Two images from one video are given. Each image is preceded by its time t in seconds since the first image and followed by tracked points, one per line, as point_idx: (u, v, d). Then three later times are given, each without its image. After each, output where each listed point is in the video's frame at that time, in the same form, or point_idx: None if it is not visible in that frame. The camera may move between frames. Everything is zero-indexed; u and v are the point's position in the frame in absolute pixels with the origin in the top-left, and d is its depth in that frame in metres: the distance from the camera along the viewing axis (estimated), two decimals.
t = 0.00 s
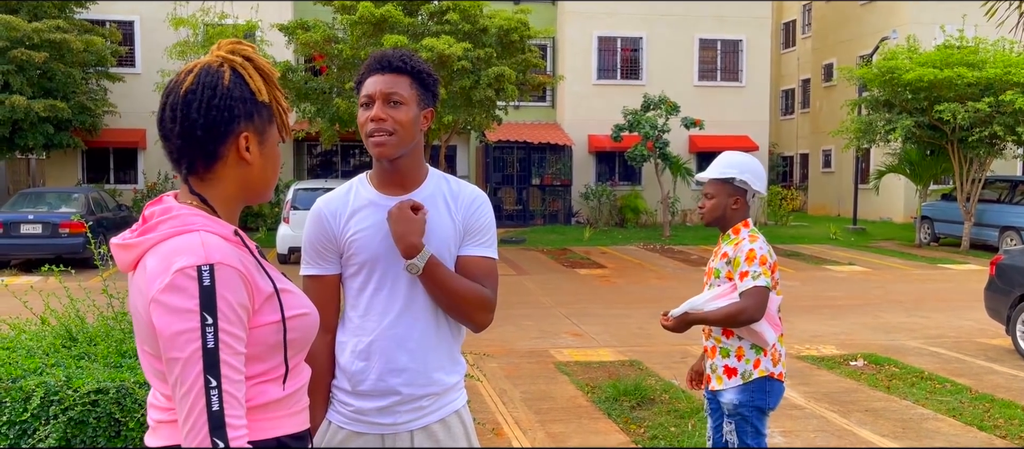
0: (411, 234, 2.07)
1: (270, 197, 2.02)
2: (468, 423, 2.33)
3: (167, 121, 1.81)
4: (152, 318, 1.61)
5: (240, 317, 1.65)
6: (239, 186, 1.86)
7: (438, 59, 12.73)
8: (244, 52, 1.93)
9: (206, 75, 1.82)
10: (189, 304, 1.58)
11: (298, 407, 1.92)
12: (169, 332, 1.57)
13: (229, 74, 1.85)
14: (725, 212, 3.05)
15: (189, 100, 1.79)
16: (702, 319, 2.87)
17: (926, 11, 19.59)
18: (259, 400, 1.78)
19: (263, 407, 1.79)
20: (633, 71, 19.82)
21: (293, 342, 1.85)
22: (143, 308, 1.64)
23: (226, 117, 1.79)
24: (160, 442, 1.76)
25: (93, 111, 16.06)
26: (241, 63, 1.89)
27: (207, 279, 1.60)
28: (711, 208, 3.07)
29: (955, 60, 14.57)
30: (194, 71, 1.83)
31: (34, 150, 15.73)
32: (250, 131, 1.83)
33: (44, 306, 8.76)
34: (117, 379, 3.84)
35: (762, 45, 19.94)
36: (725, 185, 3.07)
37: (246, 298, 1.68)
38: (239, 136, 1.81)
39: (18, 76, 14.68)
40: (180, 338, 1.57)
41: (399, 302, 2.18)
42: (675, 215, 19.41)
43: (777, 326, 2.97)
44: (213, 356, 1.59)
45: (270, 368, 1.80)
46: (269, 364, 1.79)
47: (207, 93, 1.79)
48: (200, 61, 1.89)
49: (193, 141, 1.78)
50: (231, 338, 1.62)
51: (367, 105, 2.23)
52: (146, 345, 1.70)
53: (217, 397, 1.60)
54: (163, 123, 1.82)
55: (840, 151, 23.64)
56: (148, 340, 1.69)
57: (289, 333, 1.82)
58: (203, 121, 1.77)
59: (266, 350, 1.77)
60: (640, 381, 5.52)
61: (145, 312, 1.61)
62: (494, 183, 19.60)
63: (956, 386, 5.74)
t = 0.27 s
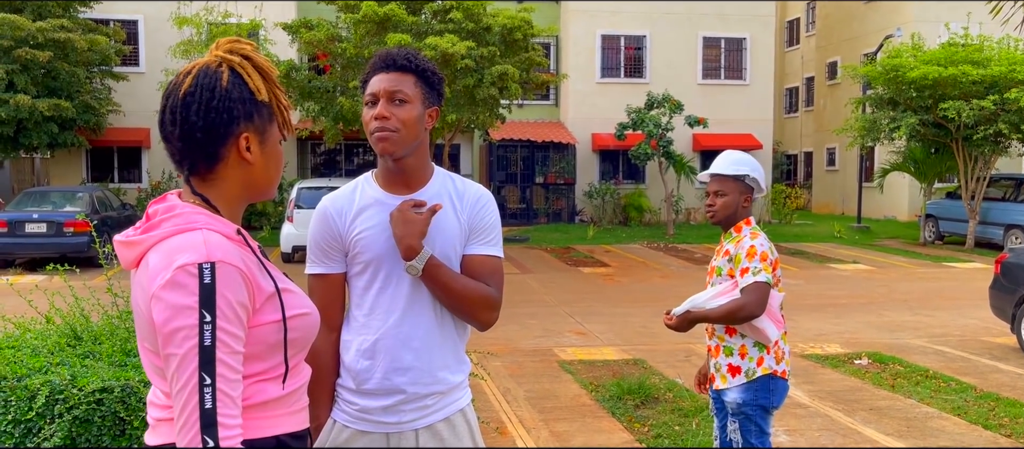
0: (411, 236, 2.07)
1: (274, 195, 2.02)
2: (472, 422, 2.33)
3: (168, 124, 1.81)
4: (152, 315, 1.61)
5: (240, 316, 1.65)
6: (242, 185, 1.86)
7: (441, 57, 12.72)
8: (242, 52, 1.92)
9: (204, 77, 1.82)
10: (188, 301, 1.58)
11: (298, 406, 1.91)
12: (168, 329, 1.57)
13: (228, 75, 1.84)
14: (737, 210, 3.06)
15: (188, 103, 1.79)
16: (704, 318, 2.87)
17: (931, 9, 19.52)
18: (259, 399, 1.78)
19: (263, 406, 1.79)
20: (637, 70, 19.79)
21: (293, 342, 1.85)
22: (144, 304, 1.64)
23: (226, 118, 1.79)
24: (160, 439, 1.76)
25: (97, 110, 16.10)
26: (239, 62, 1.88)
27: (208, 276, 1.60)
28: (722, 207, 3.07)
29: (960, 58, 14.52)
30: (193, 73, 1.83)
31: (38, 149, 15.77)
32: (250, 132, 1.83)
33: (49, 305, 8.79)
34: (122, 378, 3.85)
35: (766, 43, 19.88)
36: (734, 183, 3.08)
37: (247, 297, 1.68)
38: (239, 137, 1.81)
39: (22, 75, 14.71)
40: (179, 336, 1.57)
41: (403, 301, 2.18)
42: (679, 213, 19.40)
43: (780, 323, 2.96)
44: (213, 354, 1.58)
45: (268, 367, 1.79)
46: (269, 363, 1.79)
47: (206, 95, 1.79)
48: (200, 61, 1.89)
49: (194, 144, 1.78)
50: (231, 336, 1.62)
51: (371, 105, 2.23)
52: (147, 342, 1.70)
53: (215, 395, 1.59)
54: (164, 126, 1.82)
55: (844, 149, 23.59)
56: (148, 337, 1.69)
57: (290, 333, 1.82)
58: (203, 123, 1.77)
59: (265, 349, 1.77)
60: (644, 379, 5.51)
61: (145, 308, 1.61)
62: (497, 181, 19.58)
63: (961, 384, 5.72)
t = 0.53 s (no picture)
0: (419, 235, 2.07)
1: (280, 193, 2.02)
2: (477, 421, 2.33)
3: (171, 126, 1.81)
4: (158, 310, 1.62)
5: (245, 313, 1.65)
6: (247, 184, 1.87)
7: (445, 56, 12.72)
8: (243, 49, 1.91)
9: (206, 78, 1.82)
10: (195, 298, 1.58)
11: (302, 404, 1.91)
12: (174, 326, 1.57)
13: (229, 75, 1.84)
14: (741, 209, 3.05)
15: (190, 105, 1.78)
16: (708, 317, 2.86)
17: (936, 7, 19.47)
18: (262, 398, 1.78)
19: (266, 404, 1.79)
20: (641, 68, 19.77)
21: (297, 341, 1.85)
22: (149, 300, 1.64)
23: (229, 119, 1.79)
24: (162, 437, 1.76)
25: (103, 109, 16.16)
26: (240, 62, 1.87)
27: (215, 274, 1.61)
28: (727, 205, 3.06)
29: (965, 56, 14.48)
30: (194, 74, 1.82)
31: (44, 148, 15.83)
32: (254, 131, 1.83)
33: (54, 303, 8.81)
34: (128, 376, 3.86)
35: (771, 42, 19.84)
36: (739, 181, 3.07)
37: (252, 295, 1.68)
38: (243, 137, 1.81)
39: (28, 74, 14.74)
40: (186, 332, 1.57)
41: (409, 299, 2.18)
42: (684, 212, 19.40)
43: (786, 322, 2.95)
44: (218, 351, 1.59)
45: (271, 366, 1.79)
46: (272, 362, 1.79)
47: (208, 96, 1.78)
48: (201, 61, 1.88)
49: (199, 145, 1.78)
50: (236, 334, 1.62)
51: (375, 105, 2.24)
52: (151, 338, 1.69)
53: (219, 392, 1.60)
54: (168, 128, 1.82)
55: (849, 147, 23.54)
56: (153, 333, 1.69)
57: (293, 332, 1.82)
58: (206, 125, 1.77)
59: (269, 347, 1.77)
60: (648, 378, 5.51)
61: (151, 305, 1.61)
62: (501, 180, 19.59)
63: (967, 384, 5.70)
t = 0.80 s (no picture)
0: (428, 234, 2.07)
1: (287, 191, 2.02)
2: (482, 420, 2.33)
3: (175, 128, 1.81)
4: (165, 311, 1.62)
5: (253, 314, 1.66)
6: (254, 183, 1.87)
7: (450, 55, 12.73)
8: (244, 49, 1.91)
9: (208, 78, 1.81)
10: (203, 298, 1.58)
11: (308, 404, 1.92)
12: (182, 326, 1.57)
13: (231, 74, 1.83)
14: (745, 209, 3.04)
15: (194, 107, 1.79)
16: (712, 317, 2.86)
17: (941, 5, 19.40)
18: (269, 397, 1.79)
19: (272, 403, 1.79)
20: (646, 67, 19.74)
21: (303, 342, 1.86)
22: (157, 300, 1.64)
23: (233, 118, 1.79)
24: (167, 436, 1.76)
25: (108, 108, 16.22)
26: (242, 61, 1.87)
27: (223, 274, 1.61)
28: (731, 205, 3.06)
29: (971, 55, 14.43)
30: (197, 75, 1.82)
31: (50, 147, 15.89)
32: (259, 130, 1.84)
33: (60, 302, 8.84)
34: (133, 375, 3.87)
35: (775, 40, 19.80)
36: (743, 180, 3.07)
37: (260, 296, 1.68)
38: (248, 137, 1.81)
39: (34, 73, 14.75)
40: (194, 332, 1.57)
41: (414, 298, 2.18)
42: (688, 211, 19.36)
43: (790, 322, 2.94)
44: (226, 352, 1.59)
45: (277, 366, 1.80)
46: (279, 362, 1.80)
47: (211, 97, 1.79)
48: (202, 61, 1.88)
49: (204, 146, 1.78)
50: (244, 334, 1.63)
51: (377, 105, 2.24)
52: (158, 338, 1.70)
53: (227, 393, 1.60)
54: (172, 130, 1.82)
55: (854, 146, 23.47)
56: (159, 333, 1.69)
57: (300, 333, 1.83)
58: (211, 126, 1.77)
59: (276, 348, 1.77)
60: (653, 377, 5.51)
61: (158, 305, 1.62)
62: (506, 179, 19.60)
63: (972, 383, 5.69)
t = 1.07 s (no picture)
0: (435, 235, 2.07)
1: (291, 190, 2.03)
2: (487, 419, 2.33)
3: (181, 126, 1.81)
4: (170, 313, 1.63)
5: (257, 315, 1.66)
6: (259, 180, 1.88)
7: (454, 54, 12.73)
8: (247, 47, 1.92)
9: (212, 76, 1.82)
10: (207, 301, 1.59)
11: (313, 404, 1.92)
12: (187, 328, 1.58)
13: (235, 72, 1.84)
14: (749, 208, 3.04)
15: (199, 105, 1.79)
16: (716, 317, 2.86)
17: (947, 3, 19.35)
18: (275, 398, 1.79)
19: (278, 404, 1.80)
20: (650, 66, 19.73)
21: (309, 342, 1.86)
22: (162, 301, 1.65)
23: (239, 116, 1.79)
24: (172, 435, 1.77)
25: (112, 107, 16.27)
26: (246, 59, 1.88)
27: (227, 276, 1.62)
28: (735, 204, 3.05)
29: (976, 54, 14.39)
30: (201, 73, 1.82)
31: (55, 146, 15.93)
32: (264, 128, 1.84)
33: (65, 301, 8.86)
34: (139, 374, 3.89)
35: (780, 39, 19.77)
36: (746, 180, 3.07)
37: (264, 298, 1.69)
38: (253, 134, 1.82)
39: (39, 73, 14.75)
40: (198, 334, 1.58)
41: (419, 298, 2.19)
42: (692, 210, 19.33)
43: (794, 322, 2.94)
44: (230, 355, 1.59)
45: (283, 367, 1.80)
46: (285, 362, 1.80)
47: (216, 95, 1.79)
48: (207, 60, 1.88)
49: (209, 144, 1.78)
50: (248, 336, 1.63)
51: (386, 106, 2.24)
52: (163, 339, 1.71)
53: (231, 395, 1.60)
54: (178, 128, 1.83)
55: (859, 145, 23.42)
56: (165, 333, 1.70)
57: (305, 334, 1.83)
58: (216, 123, 1.77)
59: (281, 349, 1.78)
60: (657, 377, 5.51)
61: (163, 307, 1.62)
62: (509, 178, 19.62)
63: (977, 383, 5.67)
